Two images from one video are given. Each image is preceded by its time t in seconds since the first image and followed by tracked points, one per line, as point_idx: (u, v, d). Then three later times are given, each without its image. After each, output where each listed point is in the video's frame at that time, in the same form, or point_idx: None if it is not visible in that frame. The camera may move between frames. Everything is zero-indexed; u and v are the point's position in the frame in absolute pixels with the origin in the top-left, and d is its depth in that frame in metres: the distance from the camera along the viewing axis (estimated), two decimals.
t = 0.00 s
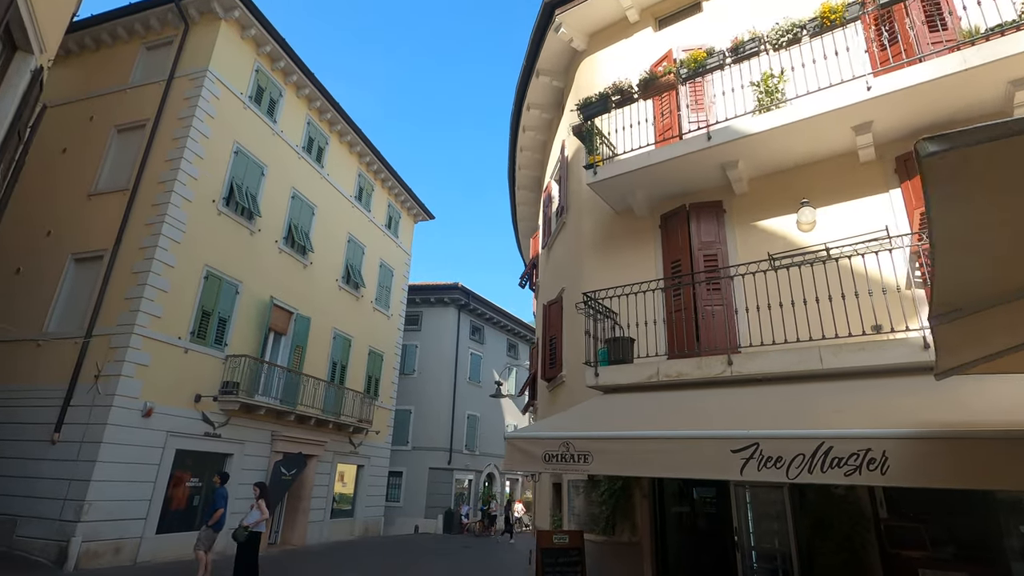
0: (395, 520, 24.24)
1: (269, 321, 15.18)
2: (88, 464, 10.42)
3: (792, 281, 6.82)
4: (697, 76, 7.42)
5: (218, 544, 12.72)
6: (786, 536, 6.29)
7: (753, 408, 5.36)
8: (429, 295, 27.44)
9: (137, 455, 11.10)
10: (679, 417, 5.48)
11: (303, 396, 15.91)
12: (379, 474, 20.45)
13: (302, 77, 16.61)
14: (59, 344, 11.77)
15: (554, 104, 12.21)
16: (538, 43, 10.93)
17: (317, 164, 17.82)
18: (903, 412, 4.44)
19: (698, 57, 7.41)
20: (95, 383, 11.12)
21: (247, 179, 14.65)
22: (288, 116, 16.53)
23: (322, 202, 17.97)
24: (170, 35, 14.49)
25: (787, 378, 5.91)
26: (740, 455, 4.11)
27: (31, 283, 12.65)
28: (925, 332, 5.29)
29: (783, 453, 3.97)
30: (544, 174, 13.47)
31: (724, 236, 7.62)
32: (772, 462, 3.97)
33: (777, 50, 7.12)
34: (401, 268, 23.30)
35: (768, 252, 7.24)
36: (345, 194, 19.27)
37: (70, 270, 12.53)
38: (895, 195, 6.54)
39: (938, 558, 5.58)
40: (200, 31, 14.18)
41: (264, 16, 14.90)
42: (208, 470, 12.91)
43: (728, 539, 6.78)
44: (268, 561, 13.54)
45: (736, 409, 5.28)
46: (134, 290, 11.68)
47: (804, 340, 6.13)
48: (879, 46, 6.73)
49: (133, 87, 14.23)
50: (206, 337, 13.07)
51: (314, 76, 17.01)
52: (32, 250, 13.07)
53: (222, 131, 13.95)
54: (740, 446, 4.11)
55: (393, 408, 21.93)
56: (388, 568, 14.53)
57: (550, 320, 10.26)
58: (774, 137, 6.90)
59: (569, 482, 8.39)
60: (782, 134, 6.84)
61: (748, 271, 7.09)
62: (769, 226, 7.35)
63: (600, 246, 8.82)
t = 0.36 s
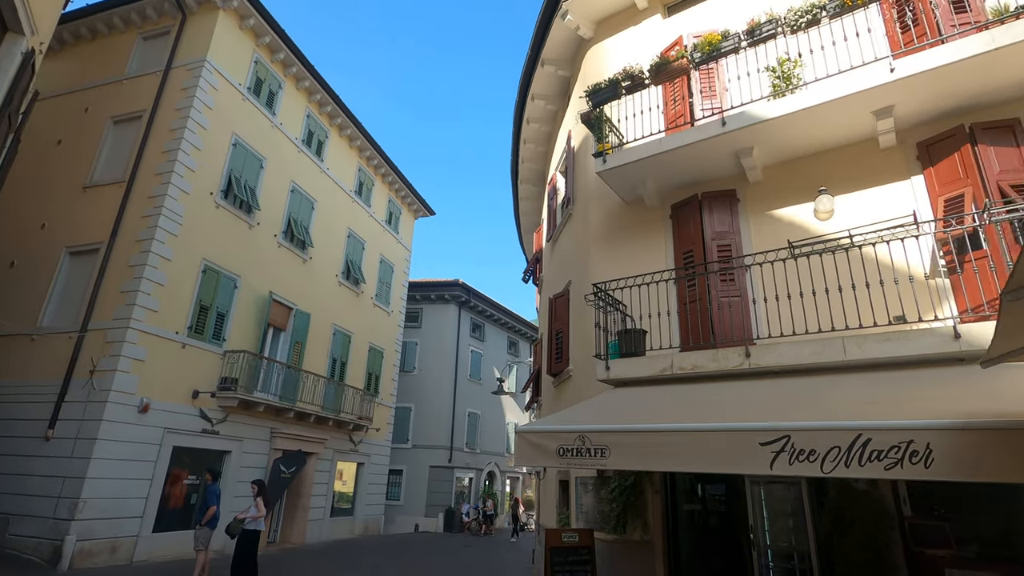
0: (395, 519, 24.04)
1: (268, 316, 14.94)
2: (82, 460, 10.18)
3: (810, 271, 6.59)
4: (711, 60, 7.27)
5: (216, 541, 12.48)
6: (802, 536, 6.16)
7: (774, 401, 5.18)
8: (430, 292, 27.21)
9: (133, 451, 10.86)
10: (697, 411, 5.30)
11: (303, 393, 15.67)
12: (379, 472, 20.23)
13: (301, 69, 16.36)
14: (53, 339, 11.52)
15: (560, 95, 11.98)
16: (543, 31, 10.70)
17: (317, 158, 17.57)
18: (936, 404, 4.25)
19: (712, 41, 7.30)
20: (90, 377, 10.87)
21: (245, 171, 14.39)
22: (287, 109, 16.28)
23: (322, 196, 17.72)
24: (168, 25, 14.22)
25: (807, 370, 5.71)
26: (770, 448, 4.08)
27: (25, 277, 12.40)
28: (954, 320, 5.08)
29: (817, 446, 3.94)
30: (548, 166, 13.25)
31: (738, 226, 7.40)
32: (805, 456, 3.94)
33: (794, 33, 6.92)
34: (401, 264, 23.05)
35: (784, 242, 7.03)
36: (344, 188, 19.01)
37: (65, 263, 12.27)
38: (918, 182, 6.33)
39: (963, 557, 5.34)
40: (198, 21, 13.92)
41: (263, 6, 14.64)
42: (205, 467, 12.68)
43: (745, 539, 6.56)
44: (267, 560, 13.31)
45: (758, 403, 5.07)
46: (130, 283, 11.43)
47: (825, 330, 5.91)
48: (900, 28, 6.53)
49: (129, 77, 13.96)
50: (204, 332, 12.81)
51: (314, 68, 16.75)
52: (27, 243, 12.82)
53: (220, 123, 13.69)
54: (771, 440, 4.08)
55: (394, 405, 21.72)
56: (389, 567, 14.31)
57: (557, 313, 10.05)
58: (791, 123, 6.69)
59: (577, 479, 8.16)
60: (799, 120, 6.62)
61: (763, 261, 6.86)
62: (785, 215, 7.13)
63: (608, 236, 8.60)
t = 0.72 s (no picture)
0: (392, 518, 23.73)
1: (263, 312, 14.59)
2: (70, 458, 9.84)
3: (829, 261, 6.32)
4: (725, 42, 6.97)
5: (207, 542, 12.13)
6: (822, 536, 5.87)
7: (798, 397, 4.91)
8: (428, 289, 26.88)
9: (123, 449, 10.52)
10: (717, 407, 5.04)
11: (298, 389, 15.34)
12: (376, 471, 19.92)
13: (298, 59, 16.03)
14: (40, 333, 11.17)
15: (563, 84, 11.68)
16: (547, 17, 10.39)
17: (314, 150, 17.23)
18: (977, 399, 3.98)
19: (726, 22, 6.99)
20: (79, 373, 10.53)
21: (240, 163, 14.06)
22: (284, 100, 15.94)
23: (318, 189, 17.38)
24: (161, 12, 13.86)
25: (829, 364, 5.44)
26: (804, 445, 4.00)
27: (12, 269, 12.04)
28: (987, 310, 4.81)
29: (857, 443, 3.86)
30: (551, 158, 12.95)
31: (751, 215, 7.12)
32: (843, 453, 3.87)
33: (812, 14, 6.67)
34: (399, 260, 22.72)
35: (800, 231, 6.77)
36: (341, 182, 18.67)
37: (53, 255, 11.91)
38: (942, 168, 6.06)
39: (992, 560, 5.10)
40: (192, 8, 13.58)
41: None
42: (198, 466, 12.35)
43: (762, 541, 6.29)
44: (261, 561, 12.98)
45: (780, 399, 4.80)
46: (120, 276, 11.09)
47: (847, 322, 5.63)
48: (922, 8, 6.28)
49: (121, 65, 13.59)
50: (197, 327, 12.47)
51: (311, 59, 16.42)
52: (15, 235, 12.46)
53: (214, 112, 13.34)
54: (805, 437, 4.00)
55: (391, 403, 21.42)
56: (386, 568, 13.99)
57: (561, 308, 9.76)
58: (809, 108, 6.41)
59: (582, 478, 7.87)
60: (818, 104, 6.35)
61: (779, 251, 6.60)
62: (801, 203, 6.86)
63: (616, 227, 8.31)
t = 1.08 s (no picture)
0: (390, 517, 23.47)
1: (260, 307, 14.30)
2: (59, 455, 9.55)
3: (848, 251, 6.08)
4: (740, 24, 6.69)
5: (200, 541, 11.86)
6: (841, 536, 5.64)
7: (822, 392, 4.67)
8: (426, 285, 26.59)
9: (114, 447, 10.23)
10: (736, 402, 4.80)
11: (295, 386, 15.06)
12: (374, 469, 19.65)
13: (295, 49, 15.73)
14: (29, 328, 10.87)
15: (567, 74, 11.42)
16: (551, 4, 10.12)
17: (311, 143, 16.93)
18: (1017, 392, 3.74)
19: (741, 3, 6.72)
20: (68, 368, 10.24)
21: (236, 154, 13.76)
22: (281, 91, 15.64)
23: (315, 183, 17.08)
24: None
25: (851, 356, 5.20)
26: (842, 440, 3.86)
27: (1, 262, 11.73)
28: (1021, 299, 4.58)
29: (900, 438, 3.71)
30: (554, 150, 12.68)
31: (765, 204, 6.89)
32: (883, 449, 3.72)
33: None
34: (398, 256, 22.43)
35: (817, 220, 6.53)
36: (339, 176, 18.38)
37: (42, 247, 11.60)
38: (966, 154, 5.83)
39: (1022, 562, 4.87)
40: None
41: None
42: (192, 463, 12.07)
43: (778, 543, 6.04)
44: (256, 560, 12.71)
45: (803, 394, 4.56)
46: (111, 269, 10.79)
47: (869, 313, 5.40)
48: None
49: (113, 54, 13.26)
50: (191, 322, 12.17)
51: (308, 49, 16.11)
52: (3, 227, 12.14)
53: (209, 102, 13.03)
54: (843, 431, 3.86)
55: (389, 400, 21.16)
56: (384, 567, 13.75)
57: (565, 302, 9.52)
58: (827, 92, 6.17)
59: (589, 476, 7.61)
60: (837, 88, 6.10)
61: (794, 241, 6.35)
62: (817, 191, 6.62)
63: (623, 218, 8.06)
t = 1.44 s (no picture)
0: (390, 517, 23.21)
1: (258, 303, 14.01)
2: (51, 455, 9.27)
3: (872, 242, 5.84)
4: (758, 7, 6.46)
5: (195, 543, 11.59)
6: (865, 539, 5.43)
7: (855, 388, 4.42)
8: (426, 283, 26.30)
9: (108, 446, 9.95)
10: (763, 399, 4.56)
11: (294, 384, 14.78)
12: (374, 469, 19.38)
13: (294, 41, 15.43)
14: (21, 323, 10.59)
15: (573, 64, 11.15)
16: None
17: (310, 137, 16.63)
18: None
19: None
20: (60, 365, 9.94)
21: (234, 147, 13.47)
22: (279, 83, 15.35)
23: (315, 177, 16.79)
24: None
25: (881, 351, 4.95)
26: (892, 438, 3.75)
27: None
28: None
29: (958, 437, 3.57)
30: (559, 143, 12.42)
31: (785, 194, 6.63)
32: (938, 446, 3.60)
33: None
34: (398, 253, 22.17)
35: (838, 210, 6.27)
36: (339, 171, 18.09)
37: (35, 241, 11.30)
38: (997, 140, 5.59)
39: None
40: None
41: None
42: (189, 462, 11.81)
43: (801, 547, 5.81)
44: (255, 562, 12.45)
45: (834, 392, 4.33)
46: (105, 263, 10.50)
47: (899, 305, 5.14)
48: None
49: (108, 44, 12.95)
50: (187, 318, 11.88)
51: (308, 41, 15.82)
52: None
53: (205, 93, 12.72)
54: (894, 429, 3.75)
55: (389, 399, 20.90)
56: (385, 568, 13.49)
57: (573, 297, 9.26)
58: (851, 77, 5.91)
59: (599, 476, 7.36)
60: (862, 73, 5.85)
61: (815, 232, 6.12)
62: (837, 180, 6.37)
63: (634, 209, 7.80)
